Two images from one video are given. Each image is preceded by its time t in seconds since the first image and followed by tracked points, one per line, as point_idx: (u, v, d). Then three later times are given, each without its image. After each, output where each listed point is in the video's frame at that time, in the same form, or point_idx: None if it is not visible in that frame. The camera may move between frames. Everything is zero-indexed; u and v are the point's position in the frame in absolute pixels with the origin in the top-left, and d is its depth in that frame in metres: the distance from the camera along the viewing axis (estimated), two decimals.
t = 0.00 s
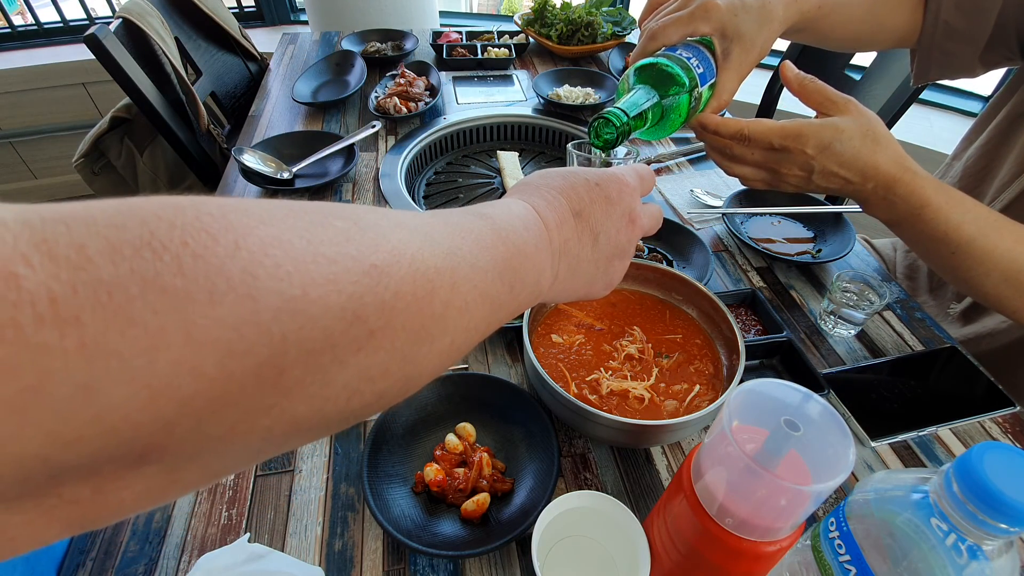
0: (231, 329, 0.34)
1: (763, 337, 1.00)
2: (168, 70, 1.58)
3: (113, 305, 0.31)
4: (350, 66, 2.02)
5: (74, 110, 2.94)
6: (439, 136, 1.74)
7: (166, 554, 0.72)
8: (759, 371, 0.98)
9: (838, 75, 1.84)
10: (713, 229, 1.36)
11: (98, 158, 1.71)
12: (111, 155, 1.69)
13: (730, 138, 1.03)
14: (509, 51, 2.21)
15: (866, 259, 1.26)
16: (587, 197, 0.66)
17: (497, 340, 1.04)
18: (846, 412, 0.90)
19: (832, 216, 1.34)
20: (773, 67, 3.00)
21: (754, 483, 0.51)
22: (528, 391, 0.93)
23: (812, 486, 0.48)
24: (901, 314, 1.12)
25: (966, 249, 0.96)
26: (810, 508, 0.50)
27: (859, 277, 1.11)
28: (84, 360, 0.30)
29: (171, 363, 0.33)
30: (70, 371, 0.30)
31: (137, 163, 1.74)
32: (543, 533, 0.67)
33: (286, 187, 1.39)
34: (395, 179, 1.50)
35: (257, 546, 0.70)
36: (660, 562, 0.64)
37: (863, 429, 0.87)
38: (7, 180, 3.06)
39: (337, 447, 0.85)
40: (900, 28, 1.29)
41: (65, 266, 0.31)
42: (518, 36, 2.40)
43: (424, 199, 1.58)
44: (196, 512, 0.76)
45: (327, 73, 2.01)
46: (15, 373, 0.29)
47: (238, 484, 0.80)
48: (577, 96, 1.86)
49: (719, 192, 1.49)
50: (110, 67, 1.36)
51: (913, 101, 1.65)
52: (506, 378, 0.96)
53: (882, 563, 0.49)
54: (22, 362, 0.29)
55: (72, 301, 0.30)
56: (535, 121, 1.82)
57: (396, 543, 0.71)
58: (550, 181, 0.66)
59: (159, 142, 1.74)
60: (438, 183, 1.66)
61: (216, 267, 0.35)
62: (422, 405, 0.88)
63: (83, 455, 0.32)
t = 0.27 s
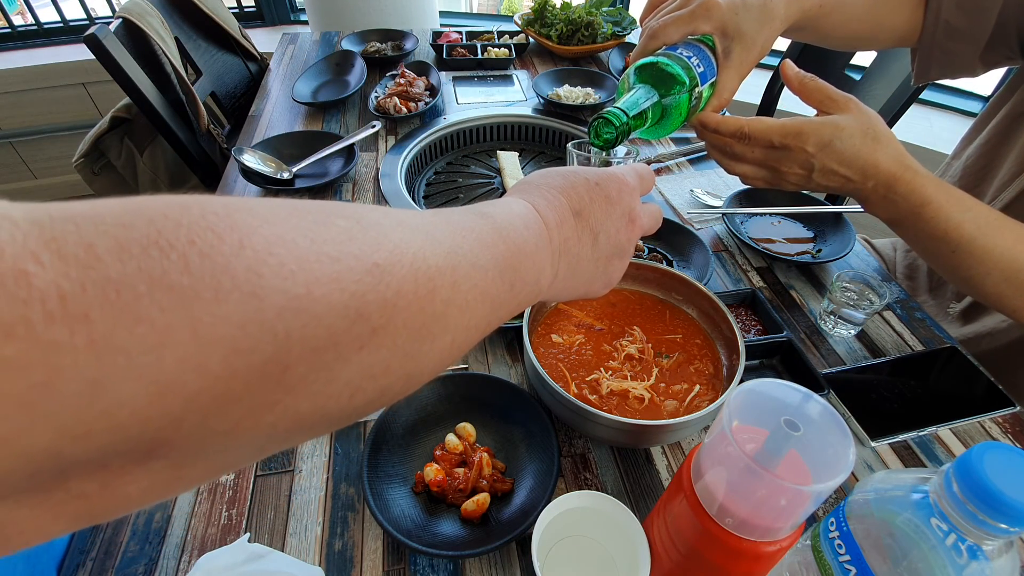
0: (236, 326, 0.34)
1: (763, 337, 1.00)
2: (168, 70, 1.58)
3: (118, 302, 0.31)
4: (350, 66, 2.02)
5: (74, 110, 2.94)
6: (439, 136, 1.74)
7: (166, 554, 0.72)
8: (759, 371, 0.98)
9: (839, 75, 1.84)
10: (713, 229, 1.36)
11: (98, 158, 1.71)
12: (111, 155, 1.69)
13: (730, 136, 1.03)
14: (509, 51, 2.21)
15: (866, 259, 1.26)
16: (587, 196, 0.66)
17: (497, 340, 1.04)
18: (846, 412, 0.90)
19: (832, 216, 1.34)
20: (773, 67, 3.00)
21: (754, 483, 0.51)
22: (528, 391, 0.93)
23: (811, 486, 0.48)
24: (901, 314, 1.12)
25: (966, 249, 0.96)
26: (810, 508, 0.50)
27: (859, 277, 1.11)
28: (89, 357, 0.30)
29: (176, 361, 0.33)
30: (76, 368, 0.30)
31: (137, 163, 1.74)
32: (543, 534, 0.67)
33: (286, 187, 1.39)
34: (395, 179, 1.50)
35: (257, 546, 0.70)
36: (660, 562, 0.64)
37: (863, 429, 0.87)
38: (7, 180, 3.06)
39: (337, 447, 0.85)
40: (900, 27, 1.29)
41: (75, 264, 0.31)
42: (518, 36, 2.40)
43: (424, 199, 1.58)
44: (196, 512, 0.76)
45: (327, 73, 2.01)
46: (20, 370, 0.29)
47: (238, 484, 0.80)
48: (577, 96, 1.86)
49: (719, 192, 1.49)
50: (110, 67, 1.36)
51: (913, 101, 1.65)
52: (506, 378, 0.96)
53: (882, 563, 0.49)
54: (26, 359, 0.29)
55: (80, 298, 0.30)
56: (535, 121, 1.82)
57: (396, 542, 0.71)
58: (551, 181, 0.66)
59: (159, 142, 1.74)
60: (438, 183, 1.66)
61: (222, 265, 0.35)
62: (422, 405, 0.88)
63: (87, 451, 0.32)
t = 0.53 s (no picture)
0: (242, 322, 0.34)
1: (763, 337, 1.00)
2: (168, 70, 1.58)
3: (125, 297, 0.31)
4: (350, 66, 2.02)
5: (74, 110, 2.94)
6: (439, 136, 1.74)
7: (166, 554, 0.72)
8: (759, 371, 0.98)
9: (839, 74, 1.84)
10: (713, 229, 1.36)
11: (98, 158, 1.71)
12: (111, 155, 1.69)
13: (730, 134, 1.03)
14: (509, 51, 2.21)
15: (867, 259, 1.26)
16: (587, 195, 0.66)
17: (497, 340, 1.04)
18: (846, 412, 0.90)
19: (832, 215, 1.34)
20: (773, 67, 3.00)
21: (753, 483, 0.51)
22: (528, 391, 0.93)
23: (811, 486, 0.48)
24: (901, 314, 1.12)
25: (967, 248, 0.96)
26: (811, 508, 0.50)
27: (859, 277, 1.11)
28: (97, 353, 0.30)
29: (182, 357, 0.33)
30: (85, 364, 0.30)
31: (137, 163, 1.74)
32: (543, 534, 0.67)
33: (286, 187, 1.39)
34: (395, 179, 1.50)
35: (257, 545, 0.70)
36: (660, 561, 0.64)
37: (863, 429, 0.87)
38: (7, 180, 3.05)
39: (337, 447, 0.85)
40: (900, 27, 1.29)
41: (86, 260, 0.31)
42: (518, 36, 2.40)
43: (424, 199, 1.58)
44: (196, 511, 0.76)
45: (327, 73, 2.01)
46: (29, 365, 0.29)
47: (238, 484, 0.80)
48: (577, 96, 1.86)
49: (719, 192, 1.49)
50: (110, 67, 1.36)
51: (913, 101, 1.65)
52: (506, 378, 0.96)
53: (882, 563, 0.49)
54: (35, 354, 0.29)
55: (92, 294, 0.31)
56: (535, 121, 1.82)
57: (396, 542, 0.71)
58: (551, 180, 0.66)
59: (159, 142, 1.74)
60: (438, 183, 1.66)
61: (229, 261, 0.35)
62: (422, 404, 0.88)
63: (91, 447, 0.32)
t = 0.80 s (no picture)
0: (251, 327, 0.34)
1: (763, 337, 1.00)
2: (169, 70, 1.59)
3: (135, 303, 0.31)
4: (350, 66, 2.02)
5: (74, 110, 2.94)
6: (439, 136, 1.74)
7: (166, 554, 0.72)
8: (759, 371, 0.98)
9: (839, 74, 1.84)
10: (713, 229, 1.36)
11: (98, 158, 1.71)
12: (111, 155, 1.69)
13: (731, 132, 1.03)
14: (509, 51, 2.21)
15: (866, 259, 1.26)
16: (587, 195, 0.66)
17: (497, 340, 1.04)
18: (846, 412, 0.90)
19: (832, 216, 1.34)
20: (773, 67, 3.00)
21: (753, 483, 0.51)
22: (528, 391, 0.93)
23: (811, 486, 0.48)
24: (901, 314, 1.12)
25: (967, 248, 0.96)
26: (811, 508, 0.50)
27: (859, 277, 1.11)
28: (109, 357, 0.31)
29: (191, 362, 0.33)
30: (98, 369, 0.30)
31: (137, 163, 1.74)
32: (543, 533, 0.67)
33: (286, 187, 1.39)
34: (395, 179, 1.50)
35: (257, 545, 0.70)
36: (660, 561, 0.64)
37: (863, 429, 0.87)
38: (7, 180, 3.05)
39: (337, 447, 0.85)
40: (900, 27, 1.29)
41: (100, 268, 0.31)
42: (518, 36, 2.40)
43: (424, 199, 1.58)
44: (196, 512, 0.76)
45: (327, 73, 2.01)
46: (40, 370, 0.29)
47: (238, 484, 0.80)
48: (577, 96, 1.86)
49: (719, 192, 1.49)
50: (110, 67, 1.36)
51: (913, 101, 1.65)
52: (506, 378, 0.96)
53: (882, 563, 0.49)
54: (48, 362, 0.29)
55: (107, 302, 0.31)
56: (535, 121, 1.82)
57: (395, 542, 0.71)
58: (551, 180, 0.66)
59: (159, 142, 1.75)
60: (438, 183, 1.66)
61: (239, 268, 0.35)
62: (422, 405, 0.88)
63: (99, 451, 0.33)
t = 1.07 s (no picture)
0: (252, 345, 0.35)
1: (763, 337, 1.00)
2: (169, 70, 1.59)
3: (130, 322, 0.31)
4: (350, 66, 2.02)
5: (74, 110, 2.94)
6: (439, 136, 1.74)
7: (166, 554, 0.71)
8: (759, 371, 0.98)
9: (839, 75, 1.84)
10: (713, 229, 1.36)
11: (98, 158, 1.71)
12: (111, 155, 1.69)
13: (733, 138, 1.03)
14: (509, 51, 2.21)
15: (866, 259, 1.26)
16: (588, 197, 0.66)
17: (497, 340, 1.05)
18: (846, 412, 0.90)
19: (832, 216, 1.34)
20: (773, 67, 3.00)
21: (753, 483, 0.51)
22: (528, 391, 0.93)
23: (811, 486, 0.48)
24: (901, 314, 1.12)
25: (968, 248, 0.97)
26: (811, 507, 0.50)
27: (859, 277, 1.11)
28: (108, 378, 0.31)
29: (191, 380, 0.33)
30: (98, 389, 0.31)
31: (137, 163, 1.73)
32: (543, 533, 0.67)
33: (286, 187, 1.39)
34: (395, 179, 1.50)
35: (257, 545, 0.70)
36: (660, 561, 0.64)
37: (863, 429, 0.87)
38: (7, 180, 3.04)
39: (337, 447, 0.85)
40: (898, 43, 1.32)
41: (100, 287, 0.31)
42: (518, 36, 2.40)
43: (424, 199, 1.58)
44: (196, 512, 0.76)
45: (327, 73, 2.01)
46: (41, 392, 0.29)
47: (238, 486, 0.80)
48: (577, 96, 1.86)
49: (719, 192, 1.49)
50: (110, 67, 1.36)
51: (913, 101, 1.65)
52: (506, 378, 0.96)
53: (882, 563, 0.49)
54: (47, 383, 0.29)
55: (106, 323, 0.31)
56: (535, 121, 1.82)
57: (396, 542, 0.71)
58: (551, 183, 0.66)
59: (159, 141, 1.74)
60: (438, 183, 1.66)
61: (240, 286, 0.35)
62: (422, 405, 0.88)
63: (97, 468, 0.33)
